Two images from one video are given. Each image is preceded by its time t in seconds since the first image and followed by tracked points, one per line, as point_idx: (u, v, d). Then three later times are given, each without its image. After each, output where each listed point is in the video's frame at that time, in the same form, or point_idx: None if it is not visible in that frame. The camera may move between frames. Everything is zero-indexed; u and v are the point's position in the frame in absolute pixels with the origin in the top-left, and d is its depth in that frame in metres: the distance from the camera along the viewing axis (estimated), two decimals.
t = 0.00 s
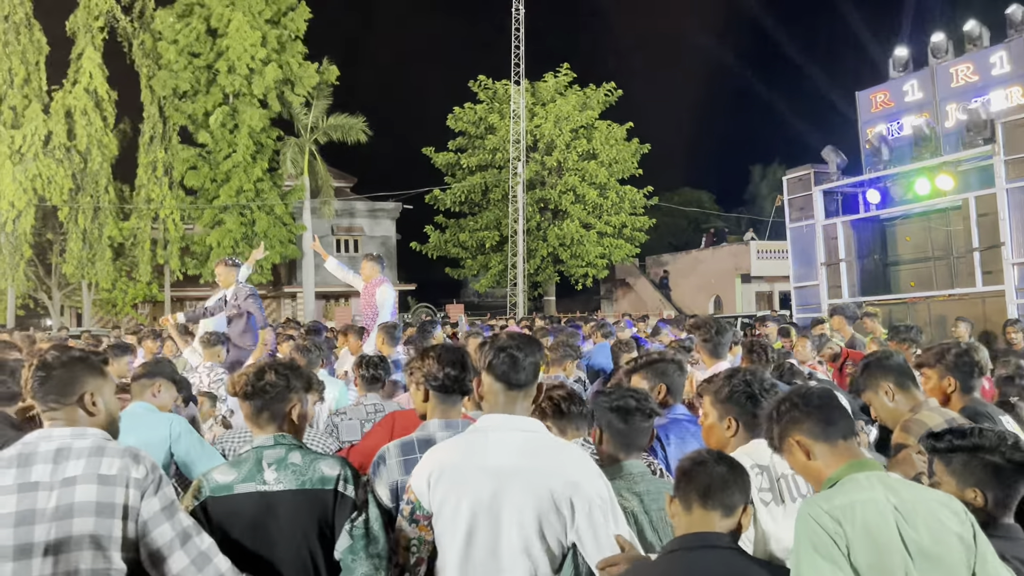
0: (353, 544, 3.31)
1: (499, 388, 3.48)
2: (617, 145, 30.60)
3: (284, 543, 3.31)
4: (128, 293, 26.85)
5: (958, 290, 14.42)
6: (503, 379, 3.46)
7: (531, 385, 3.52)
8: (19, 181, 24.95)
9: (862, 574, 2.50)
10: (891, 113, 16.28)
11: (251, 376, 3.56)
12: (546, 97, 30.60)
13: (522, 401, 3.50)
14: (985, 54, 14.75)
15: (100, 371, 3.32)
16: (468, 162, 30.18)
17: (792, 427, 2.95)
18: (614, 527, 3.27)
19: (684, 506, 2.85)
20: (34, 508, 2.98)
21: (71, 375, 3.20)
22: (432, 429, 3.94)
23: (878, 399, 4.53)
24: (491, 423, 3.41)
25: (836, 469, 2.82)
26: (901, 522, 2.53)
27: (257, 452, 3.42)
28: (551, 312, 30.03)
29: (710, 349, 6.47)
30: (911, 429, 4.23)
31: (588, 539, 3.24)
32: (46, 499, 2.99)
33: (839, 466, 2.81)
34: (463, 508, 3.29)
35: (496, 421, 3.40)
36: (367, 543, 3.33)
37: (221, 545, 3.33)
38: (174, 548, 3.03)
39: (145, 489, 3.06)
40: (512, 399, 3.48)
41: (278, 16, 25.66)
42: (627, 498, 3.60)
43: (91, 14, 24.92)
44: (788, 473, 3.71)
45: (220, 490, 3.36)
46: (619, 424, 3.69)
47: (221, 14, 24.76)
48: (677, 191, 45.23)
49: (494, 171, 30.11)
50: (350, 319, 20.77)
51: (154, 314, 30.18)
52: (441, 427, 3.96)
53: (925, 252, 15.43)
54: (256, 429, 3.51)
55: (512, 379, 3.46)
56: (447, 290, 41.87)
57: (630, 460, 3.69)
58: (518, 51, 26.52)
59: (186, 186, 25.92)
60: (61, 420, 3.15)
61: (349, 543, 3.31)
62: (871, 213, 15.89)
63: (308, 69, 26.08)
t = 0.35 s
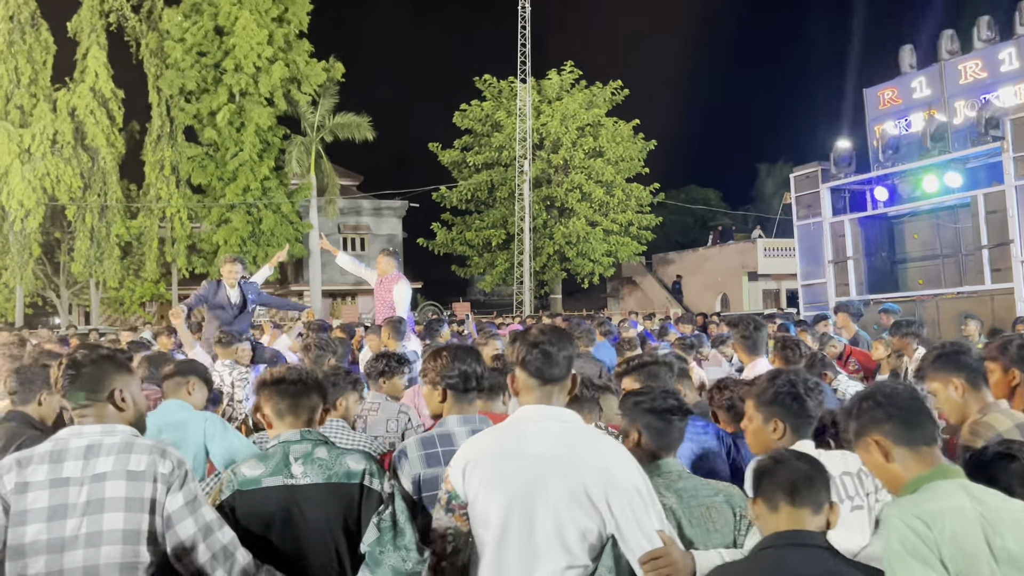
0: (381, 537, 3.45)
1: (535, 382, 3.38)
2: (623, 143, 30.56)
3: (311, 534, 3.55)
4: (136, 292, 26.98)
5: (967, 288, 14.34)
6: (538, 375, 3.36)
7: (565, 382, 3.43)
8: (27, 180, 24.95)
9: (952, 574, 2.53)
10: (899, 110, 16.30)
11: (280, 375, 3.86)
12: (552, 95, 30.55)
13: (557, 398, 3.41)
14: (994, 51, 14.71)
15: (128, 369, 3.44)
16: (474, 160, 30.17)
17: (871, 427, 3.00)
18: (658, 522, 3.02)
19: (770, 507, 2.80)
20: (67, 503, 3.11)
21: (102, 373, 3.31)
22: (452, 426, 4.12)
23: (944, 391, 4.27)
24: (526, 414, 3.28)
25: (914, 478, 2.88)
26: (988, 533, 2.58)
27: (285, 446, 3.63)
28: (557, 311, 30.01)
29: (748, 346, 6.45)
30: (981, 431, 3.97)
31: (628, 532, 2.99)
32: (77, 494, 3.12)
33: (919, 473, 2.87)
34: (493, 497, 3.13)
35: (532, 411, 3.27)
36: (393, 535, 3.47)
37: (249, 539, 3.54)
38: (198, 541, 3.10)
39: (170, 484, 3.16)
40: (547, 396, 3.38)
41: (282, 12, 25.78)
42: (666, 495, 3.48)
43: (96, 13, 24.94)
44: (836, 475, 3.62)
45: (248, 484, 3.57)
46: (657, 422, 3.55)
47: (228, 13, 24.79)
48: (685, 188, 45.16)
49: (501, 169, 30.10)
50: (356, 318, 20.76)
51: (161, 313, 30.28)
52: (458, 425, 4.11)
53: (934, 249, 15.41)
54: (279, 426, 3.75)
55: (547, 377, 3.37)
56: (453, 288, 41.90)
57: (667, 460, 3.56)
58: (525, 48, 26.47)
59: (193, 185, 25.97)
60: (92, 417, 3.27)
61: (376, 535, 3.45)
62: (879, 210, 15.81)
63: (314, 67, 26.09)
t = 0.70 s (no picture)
0: (388, 526, 3.65)
1: (597, 386, 3.37)
2: (629, 142, 30.51)
3: (319, 522, 3.70)
4: (142, 290, 27.10)
5: (974, 288, 14.28)
6: (601, 379, 3.36)
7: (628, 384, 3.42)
8: (33, 179, 24.90)
9: None
10: (906, 110, 16.31)
11: (289, 374, 4.05)
12: (558, 94, 30.50)
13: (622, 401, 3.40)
14: (1002, 50, 14.68)
15: (143, 365, 3.73)
16: (479, 160, 30.18)
17: (951, 427, 3.23)
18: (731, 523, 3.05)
19: (865, 510, 2.78)
20: (85, 490, 3.43)
21: (119, 369, 3.61)
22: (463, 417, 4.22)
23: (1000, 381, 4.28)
24: (591, 418, 3.31)
25: (1005, 471, 3.08)
26: None
27: (293, 438, 3.78)
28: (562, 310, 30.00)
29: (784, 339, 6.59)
30: None
31: (702, 534, 3.02)
32: (95, 481, 3.43)
33: (1009, 469, 3.07)
34: (565, 504, 3.17)
35: (597, 416, 3.30)
36: (400, 524, 3.66)
37: (259, 528, 3.68)
38: (206, 527, 3.42)
39: (184, 470, 3.47)
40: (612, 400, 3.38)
41: (286, 10, 25.81)
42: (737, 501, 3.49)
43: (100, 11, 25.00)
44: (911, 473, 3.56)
45: (257, 474, 3.70)
46: (714, 423, 3.59)
47: (232, 11, 24.82)
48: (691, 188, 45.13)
49: (506, 168, 30.09)
50: (361, 317, 20.77)
51: (168, 311, 30.39)
52: (469, 418, 4.22)
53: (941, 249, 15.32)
54: (294, 420, 3.91)
55: (614, 382, 3.37)
56: (459, 287, 41.96)
57: (728, 463, 3.61)
58: (530, 47, 26.45)
59: (198, 183, 26.04)
60: (108, 408, 3.55)
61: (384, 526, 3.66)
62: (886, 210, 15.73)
63: (319, 64, 26.12)
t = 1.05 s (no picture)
0: (415, 526, 3.51)
1: (603, 394, 3.38)
2: (634, 143, 30.48)
3: (348, 521, 3.61)
4: (146, 289, 27.17)
5: (980, 290, 14.21)
6: (609, 389, 3.37)
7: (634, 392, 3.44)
8: (38, 177, 24.92)
9: None
10: (911, 111, 16.08)
11: (332, 368, 4.04)
12: (563, 95, 30.50)
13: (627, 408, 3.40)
14: (1011, 51, 14.31)
15: (176, 376, 3.81)
16: (483, 160, 30.17)
17: (964, 431, 3.25)
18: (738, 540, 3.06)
19: (882, 508, 2.82)
20: (115, 481, 3.36)
21: (154, 375, 3.68)
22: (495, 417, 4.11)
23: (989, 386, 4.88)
24: (603, 426, 3.27)
25: (1017, 473, 3.10)
26: None
27: (324, 435, 3.74)
28: (566, 311, 29.99)
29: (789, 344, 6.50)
30: None
31: (714, 550, 3.02)
32: (125, 473, 3.37)
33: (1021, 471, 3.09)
34: (579, 513, 3.11)
35: (609, 424, 3.26)
36: (427, 524, 3.51)
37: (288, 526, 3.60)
38: (234, 522, 3.37)
39: (213, 465, 3.44)
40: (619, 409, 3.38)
41: (289, 9, 25.83)
42: (744, 513, 3.48)
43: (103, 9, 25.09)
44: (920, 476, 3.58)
45: (287, 470, 3.64)
46: (730, 437, 3.56)
47: (232, 10, 24.84)
48: (696, 189, 45.10)
49: (511, 168, 30.06)
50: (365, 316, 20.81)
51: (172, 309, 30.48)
52: (500, 416, 4.10)
53: (946, 252, 15.24)
54: (327, 418, 3.89)
55: (619, 388, 3.38)
56: (462, 287, 41.95)
57: (739, 473, 3.59)
58: (535, 47, 26.44)
59: (202, 181, 26.10)
60: (142, 410, 3.56)
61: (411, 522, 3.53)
62: (890, 213, 15.79)
63: (322, 62, 26.18)
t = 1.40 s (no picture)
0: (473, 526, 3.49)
1: (567, 396, 3.40)
2: (636, 145, 30.45)
3: (406, 525, 3.56)
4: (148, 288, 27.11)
5: (981, 295, 14.21)
6: (570, 388, 3.40)
7: (598, 392, 3.45)
8: (40, 176, 25.04)
9: None
10: (913, 116, 16.07)
11: (368, 370, 3.95)
12: (566, 97, 30.50)
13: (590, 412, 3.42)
14: (1013, 57, 14.28)
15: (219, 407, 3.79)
16: (485, 161, 30.17)
17: (941, 440, 3.23)
18: (699, 551, 3.07)
19: (853, 497, 2.93)
20: (171, 482, 3.30)
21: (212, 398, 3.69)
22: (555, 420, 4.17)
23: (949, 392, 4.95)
24: (566, 435, 3.28)
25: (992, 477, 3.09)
26: None
27: (374, 438, 3.71)
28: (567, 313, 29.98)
29: (776, 352, 6.46)
30: None
31: (675, 559, 3.03)
32: (182, 474, 3.31)
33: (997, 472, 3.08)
34: (543, 524, 3.12)
35: (571, 432, 3.28)
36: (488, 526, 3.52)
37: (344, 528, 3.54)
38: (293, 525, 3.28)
39: (267, 471, 3.39)
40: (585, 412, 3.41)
41: (289, 8, 25.78)
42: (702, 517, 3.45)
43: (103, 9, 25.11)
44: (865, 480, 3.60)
45: (340, 472, 3.61)
46: (692, 440, 3.52)
47: (230, 12, 24.82)
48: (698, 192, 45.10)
49: (512, 170, 30.06)
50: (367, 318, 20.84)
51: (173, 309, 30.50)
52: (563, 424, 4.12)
53: (947, 256, 15.26)
54: (370, 421, 3.86)
55: (587, 388, 3.41)
56: (463, 288, 41.96)
57: (698, 478, 3.53)
58: (537, 49, 26.43)
59: (204, 182, 26.15)
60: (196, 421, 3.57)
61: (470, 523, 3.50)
62: (893, 217, 15.76)
63: (322, 62, 26.12)
